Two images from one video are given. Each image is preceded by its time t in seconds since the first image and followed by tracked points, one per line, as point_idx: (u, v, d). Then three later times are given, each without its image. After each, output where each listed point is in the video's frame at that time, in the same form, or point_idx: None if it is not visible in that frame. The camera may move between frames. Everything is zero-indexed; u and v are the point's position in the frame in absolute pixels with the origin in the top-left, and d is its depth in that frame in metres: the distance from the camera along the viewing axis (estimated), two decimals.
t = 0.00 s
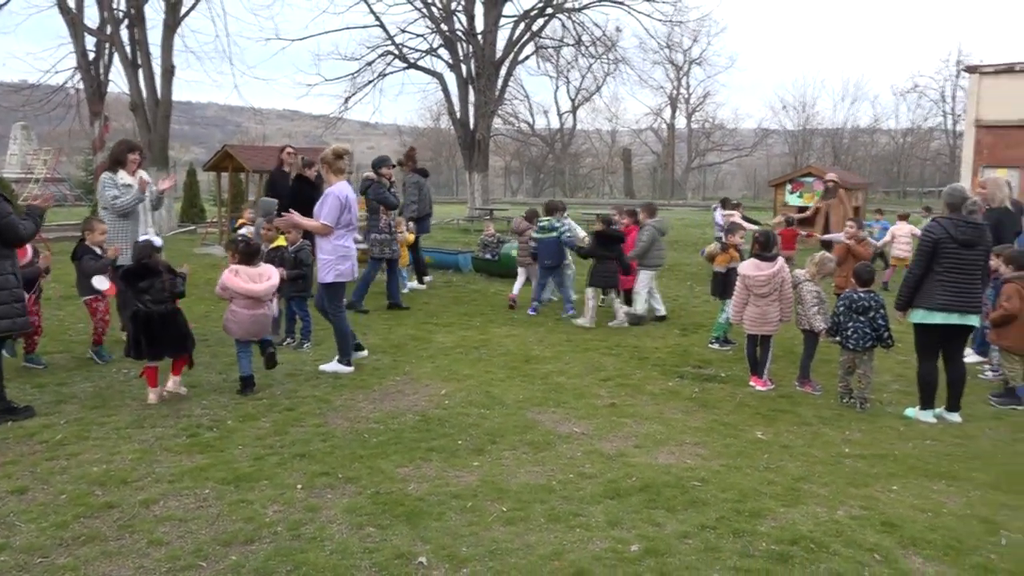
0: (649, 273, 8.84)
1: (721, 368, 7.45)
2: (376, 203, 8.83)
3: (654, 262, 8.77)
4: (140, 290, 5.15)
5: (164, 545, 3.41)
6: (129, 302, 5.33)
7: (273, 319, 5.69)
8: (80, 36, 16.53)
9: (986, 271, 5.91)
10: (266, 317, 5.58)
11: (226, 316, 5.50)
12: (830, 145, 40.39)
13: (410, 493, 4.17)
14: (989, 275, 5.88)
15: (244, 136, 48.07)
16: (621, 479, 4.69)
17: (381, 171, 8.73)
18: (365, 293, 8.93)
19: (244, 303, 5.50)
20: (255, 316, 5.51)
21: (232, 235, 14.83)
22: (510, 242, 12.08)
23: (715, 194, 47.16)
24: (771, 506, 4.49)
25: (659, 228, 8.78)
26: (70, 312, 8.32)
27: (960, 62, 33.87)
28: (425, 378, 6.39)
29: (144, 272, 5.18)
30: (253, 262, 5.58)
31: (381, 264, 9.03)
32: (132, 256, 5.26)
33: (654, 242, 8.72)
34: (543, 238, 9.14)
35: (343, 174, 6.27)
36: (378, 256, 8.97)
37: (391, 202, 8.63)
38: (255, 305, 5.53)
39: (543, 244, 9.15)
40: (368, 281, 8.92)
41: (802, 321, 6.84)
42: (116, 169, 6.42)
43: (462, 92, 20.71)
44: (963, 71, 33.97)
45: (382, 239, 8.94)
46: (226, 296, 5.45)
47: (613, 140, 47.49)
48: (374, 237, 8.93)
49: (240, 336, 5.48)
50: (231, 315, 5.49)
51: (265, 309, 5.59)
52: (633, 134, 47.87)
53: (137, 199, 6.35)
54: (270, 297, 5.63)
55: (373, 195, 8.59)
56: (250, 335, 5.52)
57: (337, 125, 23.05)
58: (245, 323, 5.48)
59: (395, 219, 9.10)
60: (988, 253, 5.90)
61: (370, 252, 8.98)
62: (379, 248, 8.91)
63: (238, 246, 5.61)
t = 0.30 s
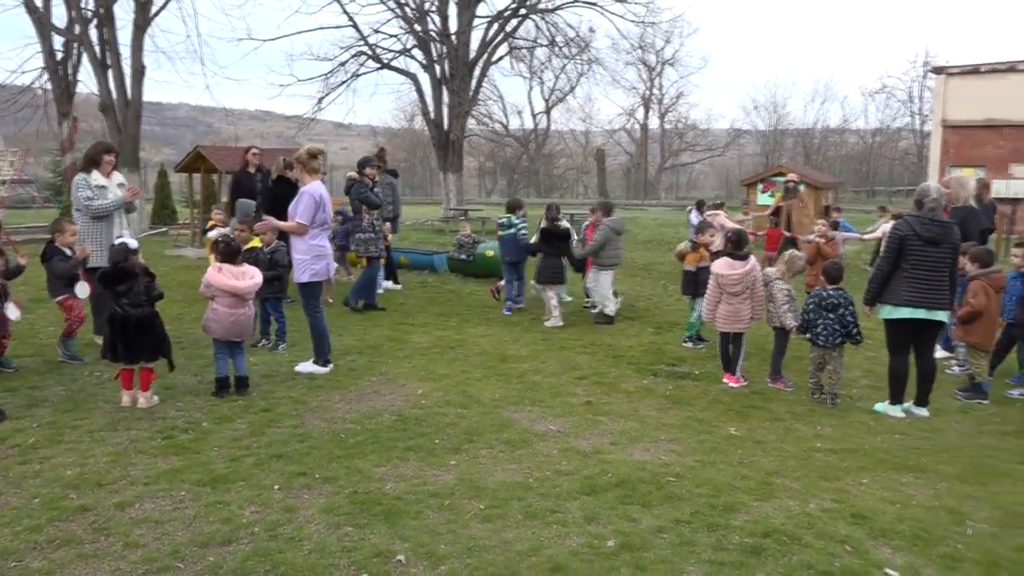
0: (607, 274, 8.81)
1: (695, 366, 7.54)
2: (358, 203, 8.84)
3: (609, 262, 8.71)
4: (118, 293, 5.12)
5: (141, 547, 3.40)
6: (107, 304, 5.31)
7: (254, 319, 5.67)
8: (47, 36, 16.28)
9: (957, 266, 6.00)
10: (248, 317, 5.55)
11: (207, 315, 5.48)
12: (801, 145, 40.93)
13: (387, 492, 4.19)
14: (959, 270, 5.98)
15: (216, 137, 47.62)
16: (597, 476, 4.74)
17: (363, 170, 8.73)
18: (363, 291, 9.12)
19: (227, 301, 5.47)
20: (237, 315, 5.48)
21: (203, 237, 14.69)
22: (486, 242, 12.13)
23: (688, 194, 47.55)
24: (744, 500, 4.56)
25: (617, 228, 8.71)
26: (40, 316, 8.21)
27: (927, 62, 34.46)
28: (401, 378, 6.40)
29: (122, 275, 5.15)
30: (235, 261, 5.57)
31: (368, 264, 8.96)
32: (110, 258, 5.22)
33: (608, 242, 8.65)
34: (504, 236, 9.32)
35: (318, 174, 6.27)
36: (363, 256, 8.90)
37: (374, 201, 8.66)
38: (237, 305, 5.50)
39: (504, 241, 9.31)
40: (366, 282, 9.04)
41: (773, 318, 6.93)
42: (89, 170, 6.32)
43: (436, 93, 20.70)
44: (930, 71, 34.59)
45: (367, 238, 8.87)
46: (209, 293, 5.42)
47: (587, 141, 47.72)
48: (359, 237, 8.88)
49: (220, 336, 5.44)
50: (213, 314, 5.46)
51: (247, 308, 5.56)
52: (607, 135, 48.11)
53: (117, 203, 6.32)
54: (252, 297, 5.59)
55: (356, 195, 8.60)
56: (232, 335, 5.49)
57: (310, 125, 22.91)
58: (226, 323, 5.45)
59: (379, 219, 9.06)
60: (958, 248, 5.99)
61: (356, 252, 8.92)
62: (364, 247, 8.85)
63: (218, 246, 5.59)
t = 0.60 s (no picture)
0: (561, 274, 8.89)
1: (671, 365, 7.63)
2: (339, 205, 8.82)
3: (561, 262, 8.82)
4: (97, 297, 5.07)
5: (119, 552, 3.39)
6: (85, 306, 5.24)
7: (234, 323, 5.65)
8: (15, 37, 16.02)
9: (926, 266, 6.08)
10: (228, 322, 5.52)
11: (186, 319, 5.46)
12: (773, 147, 41.39)
13: (366, 494, 4.20)
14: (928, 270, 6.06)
15: (187, 138, 47.15)
16: (575, 475, 4.78)
17: (344, 172, 8.77)
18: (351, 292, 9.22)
19: (206, 306, 5.44)
20: (216, 320, 5.46)
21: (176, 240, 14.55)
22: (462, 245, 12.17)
23: (662, 195, 47.86)
24: (720, 497, 4.63)
25: (571, 231, 8.92)
26: (10, 320, 8.09)
27: (895, 64, 35.02)
28: (379, 380, 6.40)
29: (103, 278, 5.11)
30: (213, 264, 5.56)
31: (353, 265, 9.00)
32: (93, 260, 5.16)
33: (561, 243, 8.87)
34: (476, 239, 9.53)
35: (295, 176, 6.25)
36: (346, 256, 8.93)
37: (356, 203, 8.71)
38: (216, 309, 5.47)
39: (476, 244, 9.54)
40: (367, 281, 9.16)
41: (747, 318, 7.03)
42: (67, 173, 6.27)
43: (411, 95, 20.67)
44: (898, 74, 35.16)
45: (349, 240, 8.89)
46: (187, 297, 5.39)
47: (561, 142, 47.90)
48: (341, 238, 8.89)
49: (199, 341, 5.43)
50: (192, 319, 5.44)
51: (226, 313, 5.53)
52: (582, 136, 48.33)
53: (90, 204, 6.20)
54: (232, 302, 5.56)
55: (338, 197, 8.64)
56: (210, 340, 5.47)
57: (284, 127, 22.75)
58: (204, 328, 5.43)
59: (361, 220, 9.05)
60: (927, 249, 6.07)
61: (340, 254, 8.92)
62: (348, 248, 8.87)
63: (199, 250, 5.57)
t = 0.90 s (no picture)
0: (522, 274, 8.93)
1: (650, 366, 7.69)
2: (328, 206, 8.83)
3: (520, 261, 8.88)
4: (73, 296, 5.04)
5: (98, 551, 3.38)
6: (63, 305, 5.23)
7: (211, 321, 5.62)
8: None
9: (893, 269, 6.11)
10: (204, 320, 5.50)
11: (161, 318, 5.43)
12: (752, 149, 41.75)
13: (347, 493, 4.20)
14: (894, 273, 6.09)
15: (164, 136, 46.73)
16: (555, 474, 4.81)
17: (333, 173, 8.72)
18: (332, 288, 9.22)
19: (181, 304, 5.42)
20: (192, 317, 5.43)
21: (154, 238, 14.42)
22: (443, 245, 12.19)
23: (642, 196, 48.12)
24: (698, 495, 4.68)
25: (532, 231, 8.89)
26: None
27: (871, 69, 35.47)
28: (359, 380, 6.40)
29: (78, 276, 5.07)
30: (190, 261, 5.52)
31: (341, 265, 9.02)
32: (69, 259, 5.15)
33: (518, 242, 8.89)
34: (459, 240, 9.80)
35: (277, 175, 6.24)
36: (336, 258, 8.92)
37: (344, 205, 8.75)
38: (190, 307, 5.45)
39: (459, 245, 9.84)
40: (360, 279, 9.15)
41: (726, 319, 7.11)
42: (45, 171, 6.22)
43: (392, 94, 20.63)
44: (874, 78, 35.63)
45: (339, 241, 8.91)
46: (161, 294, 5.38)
47: (542, 143, 48.03)
48: (330, 240, 8.88)
49: (174, 338, 5.40)
50: (167, 317, 5.41)
51: (202, 311, 5.51)
52: (562, 138, 48.47)
53: (73, 205, 6.19)
54: (207, 299, 5.54)
55: (327, 197, 8.66)
56: (187, 338, 5.44)
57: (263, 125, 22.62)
58: (179, 326, 5.40)
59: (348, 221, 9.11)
60: (893, 251, 6.10)
61: (328, 255, 8.92)
62: (338, 250, 8.89)
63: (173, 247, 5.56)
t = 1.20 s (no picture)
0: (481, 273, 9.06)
1: (632, 366, 7.75)
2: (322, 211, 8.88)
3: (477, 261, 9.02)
4: (43, 298, 5.01)
5: (81, 554, 3.38)
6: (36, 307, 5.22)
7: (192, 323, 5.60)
8: None
9: (861, 270, 6.13)
10: (183, 322, 5.48)
11: (140, 321, 5.41)
12: (733, 151, 42.06)
13: (331, 495, 4.21)
14: (862, 274, 6.10)
15: (144, 136, 46.37)
16: (539, 474, 4.84)
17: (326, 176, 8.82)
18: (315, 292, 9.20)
19: (159, 307, 5.39)
20: (170, 320, 5.41)
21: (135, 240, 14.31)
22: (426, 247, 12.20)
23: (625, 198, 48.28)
24: (681, 494, 4.73)
25: (490, 231, 9.04)
26: None
27: (850, 72, 35.88)
28: (343, 382, 6.39)
29: (47, 278, 5.05)
30: (167, 265, 5.49)
31: (332, 269, 9.00)
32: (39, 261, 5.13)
33: (478, 242, 9.05)
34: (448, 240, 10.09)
35: (258, 177, 6.21)
36: (326, 263, 8.90)
37: (337, 209, 8.86)
38: (169, 310, 5.41)
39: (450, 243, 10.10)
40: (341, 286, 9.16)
41: (708, 319, 7.17)
42: (20, 172, 6.16)
43: (374, 96, 20.62)
44: (852, 81, 36.05)
45: (331, 245, 8.88)
46: (138, 298, 5.35)
47: (525, 145, 48.15)
48: (322, 243, 8.85)
49: (153, 342, 5.38)
50: (146, 320, 5.39)
51: (181, 313, 5.48)
52: (545, 139, 48.61)
53: (46, 204, 6.11)
54: (187, 301, 5.51)
55: (321, 202, 8.73)
56: (166, 341, 5.42)
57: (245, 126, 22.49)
58: (158, 329, 5.38)
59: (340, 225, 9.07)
60: (860, 253, 6.13)
61: (319, 259, 8.88)
62: (329, 253, 8.86)
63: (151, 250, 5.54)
